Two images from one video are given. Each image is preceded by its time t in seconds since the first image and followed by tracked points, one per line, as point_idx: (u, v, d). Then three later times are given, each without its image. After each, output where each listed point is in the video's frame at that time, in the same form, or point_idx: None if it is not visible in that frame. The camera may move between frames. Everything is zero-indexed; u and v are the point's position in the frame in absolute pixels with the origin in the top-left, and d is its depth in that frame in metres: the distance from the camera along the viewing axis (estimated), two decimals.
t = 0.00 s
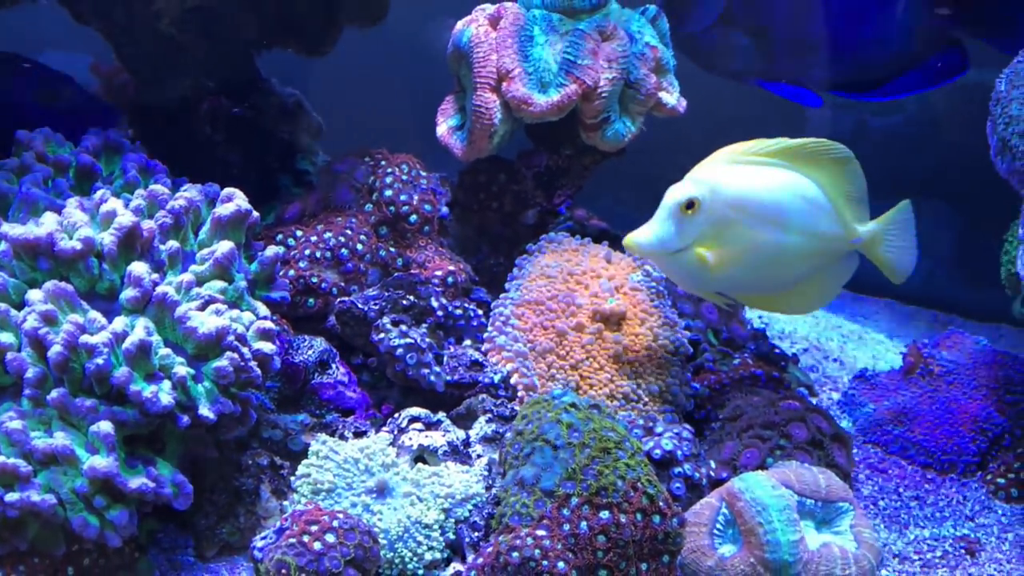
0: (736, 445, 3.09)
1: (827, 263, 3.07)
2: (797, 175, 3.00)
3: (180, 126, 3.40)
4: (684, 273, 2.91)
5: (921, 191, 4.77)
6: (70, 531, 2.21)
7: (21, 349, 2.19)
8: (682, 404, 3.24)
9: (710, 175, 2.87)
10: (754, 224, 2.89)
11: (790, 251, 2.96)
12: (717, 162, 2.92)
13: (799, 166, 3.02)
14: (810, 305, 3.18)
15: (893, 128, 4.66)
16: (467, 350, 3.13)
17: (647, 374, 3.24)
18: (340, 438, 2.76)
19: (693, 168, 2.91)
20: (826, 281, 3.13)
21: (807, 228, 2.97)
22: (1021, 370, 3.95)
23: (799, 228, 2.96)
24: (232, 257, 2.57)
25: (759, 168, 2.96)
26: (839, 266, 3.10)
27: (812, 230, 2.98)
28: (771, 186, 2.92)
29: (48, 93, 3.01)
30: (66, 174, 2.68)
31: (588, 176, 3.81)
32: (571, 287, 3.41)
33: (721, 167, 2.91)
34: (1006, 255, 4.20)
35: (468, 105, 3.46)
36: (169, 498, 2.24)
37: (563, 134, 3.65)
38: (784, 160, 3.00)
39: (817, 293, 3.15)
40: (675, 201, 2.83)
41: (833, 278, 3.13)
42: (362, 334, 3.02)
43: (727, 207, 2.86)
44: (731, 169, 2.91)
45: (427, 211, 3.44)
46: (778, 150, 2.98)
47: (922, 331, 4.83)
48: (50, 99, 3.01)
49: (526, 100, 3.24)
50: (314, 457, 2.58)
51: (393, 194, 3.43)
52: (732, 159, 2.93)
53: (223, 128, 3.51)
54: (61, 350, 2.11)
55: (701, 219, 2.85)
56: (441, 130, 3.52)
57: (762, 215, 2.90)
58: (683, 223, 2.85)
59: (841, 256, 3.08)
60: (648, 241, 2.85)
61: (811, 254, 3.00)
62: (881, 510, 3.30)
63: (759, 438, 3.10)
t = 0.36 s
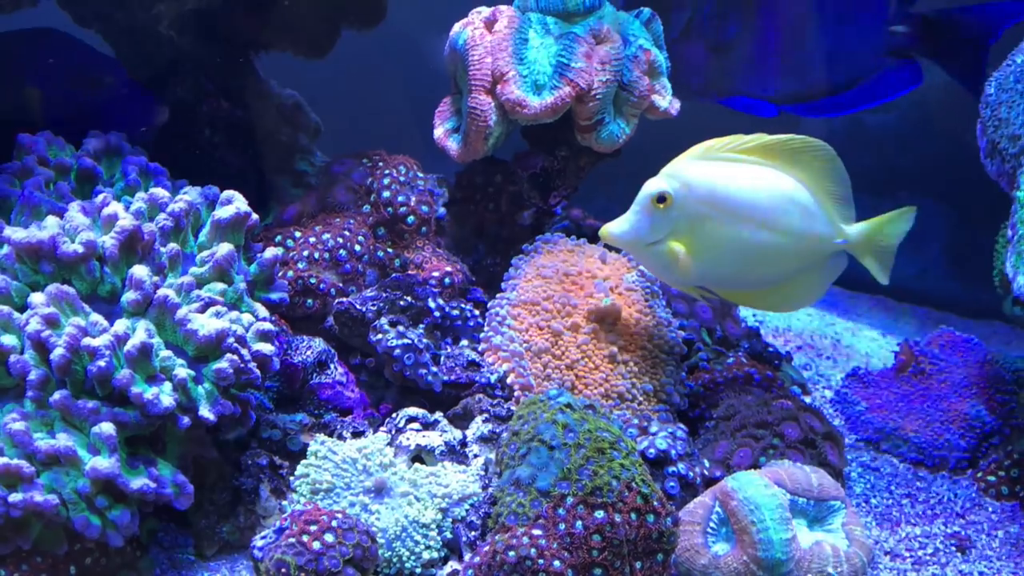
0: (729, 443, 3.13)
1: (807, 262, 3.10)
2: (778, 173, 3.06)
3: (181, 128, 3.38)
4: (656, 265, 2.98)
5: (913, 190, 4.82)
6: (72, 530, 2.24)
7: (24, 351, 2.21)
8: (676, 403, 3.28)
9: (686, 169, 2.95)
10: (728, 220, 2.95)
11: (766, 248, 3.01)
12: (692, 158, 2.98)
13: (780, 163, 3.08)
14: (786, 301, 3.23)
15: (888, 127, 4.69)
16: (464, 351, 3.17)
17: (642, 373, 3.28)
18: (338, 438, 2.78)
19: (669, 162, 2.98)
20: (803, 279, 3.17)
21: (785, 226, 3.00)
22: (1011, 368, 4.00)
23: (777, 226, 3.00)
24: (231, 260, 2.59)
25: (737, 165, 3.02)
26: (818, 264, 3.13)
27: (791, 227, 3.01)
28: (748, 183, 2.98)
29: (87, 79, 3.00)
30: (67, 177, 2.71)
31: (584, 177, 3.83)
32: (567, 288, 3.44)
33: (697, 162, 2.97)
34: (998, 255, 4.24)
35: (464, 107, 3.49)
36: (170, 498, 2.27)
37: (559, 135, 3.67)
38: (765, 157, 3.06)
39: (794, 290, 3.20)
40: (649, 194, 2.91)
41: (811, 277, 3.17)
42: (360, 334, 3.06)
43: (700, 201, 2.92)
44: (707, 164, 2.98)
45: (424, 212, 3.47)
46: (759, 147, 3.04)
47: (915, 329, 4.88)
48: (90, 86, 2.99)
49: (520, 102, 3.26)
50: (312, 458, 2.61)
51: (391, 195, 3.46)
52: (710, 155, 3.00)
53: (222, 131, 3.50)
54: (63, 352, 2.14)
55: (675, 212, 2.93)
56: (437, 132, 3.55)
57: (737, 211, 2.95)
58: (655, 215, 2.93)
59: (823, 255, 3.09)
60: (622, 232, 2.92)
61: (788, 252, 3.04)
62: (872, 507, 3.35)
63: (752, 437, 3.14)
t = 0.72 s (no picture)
0: (722, 443, 3.17)
1: (793, 262, 3.13)
2: (763, 174, 3.08)
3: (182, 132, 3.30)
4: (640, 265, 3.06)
5: (906, 191, 4.87)
6: (75, 529, 2.27)
7: (27, 352, 2.25)
8: (670, 402, 3.32)
9: (670, 171, 2.99)
10: (712, 221, 2.99)
11: (751, 248, 3.05)
12: (676, 160, 3.02)
13: (766, 164, 3.10)
14: (771, 300, 3.27)
15: (881, 128, 4.74)
16: (461, 351, 3.20)
17: (637, 373, 3.32)
18: (336, 438, 2.81)
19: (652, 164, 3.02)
20: (788, 278, 3.21)
21: (769, 227, 3.03)
22: (1001, 367, 4.03)
23: (762, 227, 3.03)
24: (231, 262, 2.62)
25: (721, 166, 3.05)
26: (805, 263, 3.16)
27: (776, 228, 3.04)
28: (732, 184, 3.01)
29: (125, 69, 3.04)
30: (69, 180, 2.74)
31: (578, 179, 3.89)
32: (562, 288, 3.48)
33: (680, 164, 3.01)
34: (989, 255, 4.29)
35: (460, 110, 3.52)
36: (170, 497, 2.30)
37: (554, 138, 3.73)
38: (750, 158, 3.08)
39: (779, 290, 3.24)
40: (630, 197, 2.97)
41: (796, 276, 3.21)
42: (357, 334, 3.09)
43: (682, 204, 2.97)
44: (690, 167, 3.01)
45: (422, 213, 3.54)
46: (745, 148, 3.06)
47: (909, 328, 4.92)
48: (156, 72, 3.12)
49: (515, 104, 3.29)
50: (311, 457, 2.66)
51: (388, 197, 3.50)
52: (693, 156, 3.03)
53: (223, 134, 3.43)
54: (66, 354, 2.17)
55: (659, 213, 2.98)
56: (434, 135, 3.59)
57: (721, 212, 2.99)
58: (637, 217, 2.99)
59: (809, 255, 3.13)
60: (605, 233, 3.00)
61: (774, 252, 3.08)
62: (864, 505, 3.40)
63: (745, 436, 3.18)
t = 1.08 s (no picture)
0: (717, 441, 3.19)
1: (784, 262, 3.14)
2: (751, 173, 3.12)
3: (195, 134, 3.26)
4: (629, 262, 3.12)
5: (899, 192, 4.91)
6: (73, 527, 2.28)
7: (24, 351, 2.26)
8: (666, 401, 3.34)
9: (658, 169, 3.05)
10: (700, 219, 3.03)
11: (739, 248, 3.07)
12: (664, 158, 3.08)
13: (754, 164, 3.15)
14: (763, 301, 3.28)
15: (876, 130, 4.77)
16: (457, 350, 3.22)
17: (632, 371, 3.34)
18: (333, 436, 2.83)
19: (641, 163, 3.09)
20: (780, 279, 3.22)
21: (758, 226, 3.06)
22: (994, 366, 4.09)
23: (751, 225, 3.06)
24: (228, 261, 2.65)
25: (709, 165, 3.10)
26: (796, 264, 3.17)
27: (764, 227, 3.07)
28: (720, 183, 3.05)
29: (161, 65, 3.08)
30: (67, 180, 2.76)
31: (573, 180, 3.91)
32: (558, 288, 3.50)
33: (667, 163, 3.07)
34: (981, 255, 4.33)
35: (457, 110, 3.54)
36: (168, 495, 2.31)
37: (549, 138, 3.77)
38: (738, 157, 3.13)
39: (771, 291, 3.26)
40: (617, 194, 3.05)
41: (788, 277, 3.22)
42: (354, 334, 3.11)
43: (669, 202, 3.03)
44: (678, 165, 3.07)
45: (418, 214, 3.59)
46: (732, 147, 3.12)
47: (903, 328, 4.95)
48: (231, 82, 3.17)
49: (513, 102, 3.32)
50: (308, 455, 2.67)
51: (385, 198, 3.56)
52: (681, 154, 3.09)
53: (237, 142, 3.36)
54: (64, 353, 2.19)
55: (647, 210, 3.05)
56: (431, 135, 3.61)
57: (709, 210, 3.03)
58: (624, 213, 3.06)
59: (799, 255, 3.14)
60: (593, 230, 3.07)
61: (763, 251, 3.09)
62: (858, 503, 3.42)
63: (740, 434, 3.20)
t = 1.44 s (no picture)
0: (711, 438, 3.21)
1: (780, 262, 3.14)
2: (751, 171, 3.12)
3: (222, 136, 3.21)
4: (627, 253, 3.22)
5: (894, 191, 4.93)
6: (69, 524, 2.29)
7: (20, 348, 2.27)
8: (661, 398, 3.36)
9: (657, 161, 3.13)
10: (694, 213, 3.08)
11: (732, 245, 3.09)
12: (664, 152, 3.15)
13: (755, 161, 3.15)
14: (759, 301, 3.30)
15: (872, 130, 4.80)
16: (453, 348, 3.22)
17: (627, 369, 3.37)
18: (328, 433, 2.86)
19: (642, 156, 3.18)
20: (775, 279, 3.21)
21: (753, 224, 3.08)
22: (988, 364, 4.12)
23: (745, 223, 3.07)
24: (224, 259, 2.66)
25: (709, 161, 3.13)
26: (792, 264, 3.15)
27: (759, 225, 3.07)
28: (716, 179, 3.09)
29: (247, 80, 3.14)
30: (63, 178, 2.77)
31: (569, 178, 3.91)
32: (554, 286, 3.51)
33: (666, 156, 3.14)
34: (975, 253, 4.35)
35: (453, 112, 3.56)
36: (164, 491, 2.32)
37: (544, 137, 3.76)
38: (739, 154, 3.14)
39: (766, 291, 3.26)
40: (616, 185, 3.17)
41: (784, 278, 3.21)
42: (350, 332, 3.15)
43: (664, 195, 3.10)
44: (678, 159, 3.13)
45: (413, 213, 3.60)
46: (733, 145, 3.15)
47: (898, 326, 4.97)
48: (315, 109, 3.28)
49: (509, 104, 3.34)
50: (304, 452, 2.69)
51: (380, 197, 3.58)
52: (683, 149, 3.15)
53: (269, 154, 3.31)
54: (59, 349, 2.20)
55: (642, 201, 3.14)
56: (428, 136, 3.62)
57: (702, 206, 3.08)
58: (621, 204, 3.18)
59: (795, 256, 3.12)
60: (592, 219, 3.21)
61: (757, 251, 3.10)
62: (852, 500, 3.43)
63: (734, 431, 3.22)
